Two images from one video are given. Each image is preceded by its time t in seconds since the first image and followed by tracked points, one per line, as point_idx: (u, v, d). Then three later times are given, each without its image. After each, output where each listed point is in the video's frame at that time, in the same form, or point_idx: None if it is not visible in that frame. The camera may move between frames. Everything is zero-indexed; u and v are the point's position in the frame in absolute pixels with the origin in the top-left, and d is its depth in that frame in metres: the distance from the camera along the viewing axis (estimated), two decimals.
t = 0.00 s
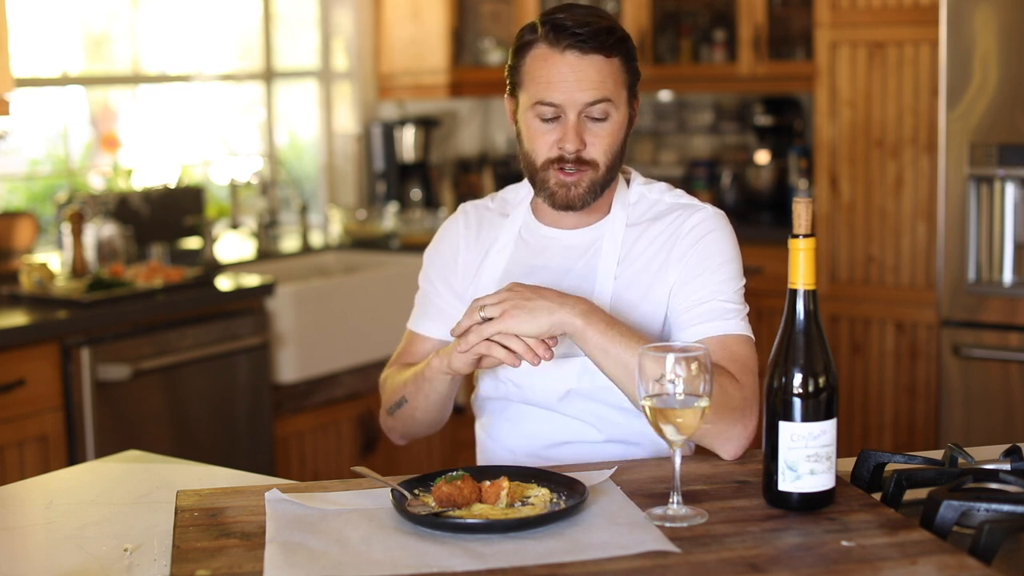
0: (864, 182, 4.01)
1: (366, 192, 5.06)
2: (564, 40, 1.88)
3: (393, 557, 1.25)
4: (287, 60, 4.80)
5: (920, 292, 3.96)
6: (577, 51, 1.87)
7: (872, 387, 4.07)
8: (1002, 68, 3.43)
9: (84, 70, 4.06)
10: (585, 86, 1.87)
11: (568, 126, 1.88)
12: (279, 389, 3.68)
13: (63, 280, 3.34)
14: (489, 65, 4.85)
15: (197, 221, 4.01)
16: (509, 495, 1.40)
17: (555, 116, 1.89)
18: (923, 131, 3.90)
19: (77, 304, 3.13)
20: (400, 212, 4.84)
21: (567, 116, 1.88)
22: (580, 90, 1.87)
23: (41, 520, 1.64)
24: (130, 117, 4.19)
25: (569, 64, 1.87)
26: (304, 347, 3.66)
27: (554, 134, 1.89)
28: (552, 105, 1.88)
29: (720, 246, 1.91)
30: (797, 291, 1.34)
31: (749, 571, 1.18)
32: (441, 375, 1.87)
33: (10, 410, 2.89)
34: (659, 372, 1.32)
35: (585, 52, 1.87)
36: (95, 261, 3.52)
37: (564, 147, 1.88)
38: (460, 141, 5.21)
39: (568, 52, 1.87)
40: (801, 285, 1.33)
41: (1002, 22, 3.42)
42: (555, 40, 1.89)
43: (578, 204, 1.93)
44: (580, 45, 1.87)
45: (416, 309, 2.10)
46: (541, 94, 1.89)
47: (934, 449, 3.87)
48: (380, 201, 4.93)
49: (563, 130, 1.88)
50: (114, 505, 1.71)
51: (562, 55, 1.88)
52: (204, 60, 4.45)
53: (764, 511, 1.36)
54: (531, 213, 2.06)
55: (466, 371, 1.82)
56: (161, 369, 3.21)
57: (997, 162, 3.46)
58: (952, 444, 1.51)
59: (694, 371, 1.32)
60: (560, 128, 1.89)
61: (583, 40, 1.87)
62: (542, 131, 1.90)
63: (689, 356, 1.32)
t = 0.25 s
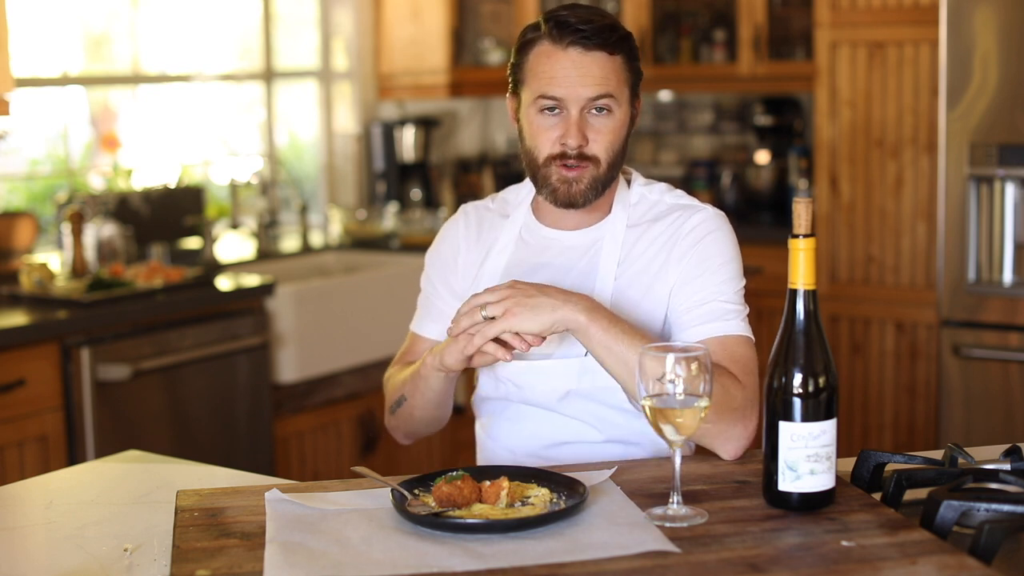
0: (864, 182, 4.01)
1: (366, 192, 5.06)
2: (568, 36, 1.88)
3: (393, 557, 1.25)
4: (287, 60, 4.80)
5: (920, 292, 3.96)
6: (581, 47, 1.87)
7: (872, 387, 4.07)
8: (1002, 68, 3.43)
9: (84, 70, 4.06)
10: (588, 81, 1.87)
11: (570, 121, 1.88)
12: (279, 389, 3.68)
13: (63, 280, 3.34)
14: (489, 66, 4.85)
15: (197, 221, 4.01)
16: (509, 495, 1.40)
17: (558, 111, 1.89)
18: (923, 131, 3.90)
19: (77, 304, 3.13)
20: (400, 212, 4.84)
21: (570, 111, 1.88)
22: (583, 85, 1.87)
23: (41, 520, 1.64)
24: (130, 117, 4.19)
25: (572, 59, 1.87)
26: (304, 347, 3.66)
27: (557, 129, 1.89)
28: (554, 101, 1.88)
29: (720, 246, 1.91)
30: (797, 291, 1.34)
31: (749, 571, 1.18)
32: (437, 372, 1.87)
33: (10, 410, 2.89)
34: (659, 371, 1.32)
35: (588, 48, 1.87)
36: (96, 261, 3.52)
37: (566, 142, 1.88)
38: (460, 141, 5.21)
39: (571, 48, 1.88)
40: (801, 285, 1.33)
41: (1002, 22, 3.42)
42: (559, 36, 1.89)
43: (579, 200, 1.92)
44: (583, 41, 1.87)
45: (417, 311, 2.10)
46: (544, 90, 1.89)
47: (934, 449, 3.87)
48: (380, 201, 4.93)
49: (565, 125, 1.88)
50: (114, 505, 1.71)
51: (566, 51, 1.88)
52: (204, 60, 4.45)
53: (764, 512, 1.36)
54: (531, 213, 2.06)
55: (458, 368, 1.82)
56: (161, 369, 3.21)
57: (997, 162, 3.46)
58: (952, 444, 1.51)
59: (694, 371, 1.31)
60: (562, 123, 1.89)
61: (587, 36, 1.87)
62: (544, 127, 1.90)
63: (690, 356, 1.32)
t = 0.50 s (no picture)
0: (864, 182, 4.01)
1: (366, 193, 5.06)
2: (569, 34, 1.88)
3: (393, 557, 1.25)
4: (287, 60, 4.81)
5: (920, 292, 3.96)
6: (582, 45, 1.87)
7: (872, 387, 4.07)
8: (1002, 68, 3.43)
9: (84, 70, 4.06)
10: (589, 79, 1.87)
11: (571, 119, 1.88)
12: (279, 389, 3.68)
13: (62, 280, 3.34)
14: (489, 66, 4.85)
15: (197, 221, 4.01)
16: (509, 495, 1.40)
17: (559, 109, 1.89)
18: (923, 130, 3.90)
19: (77, 304, 3.13)
20: (400, 212, 4.84)
21: (571, 109, 1.88)
22: (585, 83, 1.87)
23: (41, 520, 1.64)
24: (130, 117, 4.19)
25: (574, 57, 1.87)
26: (304, 347, 3.66)
27: (558, 127, 1.89)
28: (556, 98, 1.88)
29: (721, 247, 1.91)
30: (797, 291, 1.34)
31: (749, 571, 1.18)
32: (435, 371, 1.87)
33: (10, 410, 2.89)
34: (659, 371, 1.32)
35: (590, 46, 1.87)
36: (96, 261, 3.52)
37: (568, 140, 1.88)
38: (460, 141, 5.21)
39: (573, 45, 1.88)
40: (801, 285, 1.33)
41: (1002, 22, 3.42)
42: (560, 34, 1.89)
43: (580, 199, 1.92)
44: (585, 39, 1.87)
45: (417, 311, 2.10)
46: (546, 87, 1.89)
47: (934, 449, 3.87)
48: (380, 201, 4.93)
49: (566, 123, 1.88)
50: (114, 505, 1.71)
51: (567, 49, 1.88)
52: (204, 60, 4.45)
53: (764, 512, 1.36)
54: (531, 213, 2.06)
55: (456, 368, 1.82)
56: (161, 369, 3.21)
57: (997, 162, 3.46)
58: (952, 444, 1.51)
59: (694, 371, 1.32)
60: (564, 121, 1.89)
61: (588, 34, 1.87)
62: (546, 124, 1.90)
63: (690, 356, 1.32)
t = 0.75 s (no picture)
0: (864, 182, 4.01)
1: (366, 192, 5.06)
2: (577, 37, 1.88)
3: (393, 557, 1.25)
4: (287, 60, 4.81)
5: (919, 292, 3.96)
6: (590, 48, 1.87)
7: (872, 387, 4.07)
8: (1002, 68, 3.43)
9: (84, 70, 4.06)
10: (598, 83, 1.87)
11: (580, 123, 1.88)
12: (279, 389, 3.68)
13: (63, 280, 3.34)
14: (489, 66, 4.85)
15: (197, 221, 4.01)
16: (509, 495, 1.40)
17: (567, 113, 1.89)
18: (923, 131, 3.90)
19: (77, 304, 3.13)
20: (400, 212, 4.84)
21: (580, 113, 1.88)
22: (593, 87, 1.87)
23: (41, 520, 1.64)
24: (130, 117, 4.19)
25: (582, 60, 1.87)
26: (304, 347, 3.66)
27: (567, 131, 1.89)
28: (564, 102, 1.88)
29: (722, 247, 1.91)
30: (797, 291, 1.34)
31: (749, 571, 1.18)
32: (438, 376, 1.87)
33: (10, 410, 2.89)
34: (658, 372, 1.32)
35: (598, 49, 1.87)
36: (96, 261, 3.52)
37: (577, 144, 1.88)
38: (460, 141, 5.21)
39: (581, 48, 1.87)
40: (801, 285, 1.33)
41: (1002, 22, 3.42)
42: (568, 37, 1.89)
43: (589, 204, 1.93)
44: (592, 42, 1.87)
45: (419, 313, 2.10)
46: (554, 91, 1.89)
47: (934, 449, 3.87)
48: (380, 201, 4.93)
49: (575, 127, 1.88)
50: (113, 505, 1.71)
51: (575, 52, 1.88)
52: (204, 60, 4.45)
53: (764, 512, 1.36)
54: (532, 214, 2.07)
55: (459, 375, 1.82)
56: (161, 369, 3.21)
57: (997, 162, 3.46)
58: (952, 444, 1.51)
59: (694, 371, 1.32)
60: (572, 125, 1.89)
61: (596, 37, 1.87)
62: (554, 128, 1.90)
63: (690, 356, 1.32)
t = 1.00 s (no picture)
0: (864, 182, 4.01)
1: (366, 192, 5.06)
2: (582, 40, 1.88)
3: (393, 557, 1.25)
4: (287, 60, 4.81)
5: (919, 292, 3.96)
6: (596, 52, 1.87)
7: (872, 387, 4.07)
8: (1002, 68, 3.43)
9: (84, 70, 4.06)
10: (603, 87, 1.86)
11: (583, 126, 1.88)
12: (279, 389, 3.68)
13: (63, 280, 3.34)
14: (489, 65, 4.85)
15: (197, 221, 4.01)
16: (509, 495, 1.40)
17: (571, 116, 1.89)
18: (923, 131, 3.90)
19: (77, 304, 3.13)
20: (400, 211, 4.84)
21: (583, 116, 1.88)
22: (598, 91, 1.87)
23: (41, 520, 1.64)
24: (130, 117, 4.19)
25: (587, 63, 1.87)
26: (304, 347, 3.66)
27: (570, 134, 1.89)
28: (568, 105, 1.88)
29: (723, 247, 1.91)
30: (797, 291, 1.34)
31: (749, 571, 1.18)
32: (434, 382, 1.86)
33: (10, 410, 2.89)
34: (659, 372, 1.32)
35: (603, 53, 1.87)
36: (95, 261, 3.53)
37: (580, 147, 1.88)
38: (460, 141, 5.21)
39: (586, 52, 1.87)
40: (801, 285, 1.33)
41: (1002, 22, 3.42)
42: (573, 40, 1.89)
43: (590, 206, 1.93)
44: (598, 46, 1.87)
45: (420, 314, 2.10)
46: (559, 93, 1.89)
47: (934, 449, 3.87)
48: (380, 201, 4.93)
49: (578, 130, 1.88)
50: (113, 505, 1.71)
51: (580, 55, 1.88)
52: (204, 60, 4.45)
53: (764, 511, 1.36)
54: (533, 214, 2.07)
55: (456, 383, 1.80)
56: (161, 369, 3.21)
57: (997, 162, 3.46)
58: (952, 444, 1.51)
59: (694, 371, 1.32)
60: (576, 128, 1.89)
61: (602, 40, 1.87)
62: (557, 131, 1.90)
63: (690, 356, 1.32)
